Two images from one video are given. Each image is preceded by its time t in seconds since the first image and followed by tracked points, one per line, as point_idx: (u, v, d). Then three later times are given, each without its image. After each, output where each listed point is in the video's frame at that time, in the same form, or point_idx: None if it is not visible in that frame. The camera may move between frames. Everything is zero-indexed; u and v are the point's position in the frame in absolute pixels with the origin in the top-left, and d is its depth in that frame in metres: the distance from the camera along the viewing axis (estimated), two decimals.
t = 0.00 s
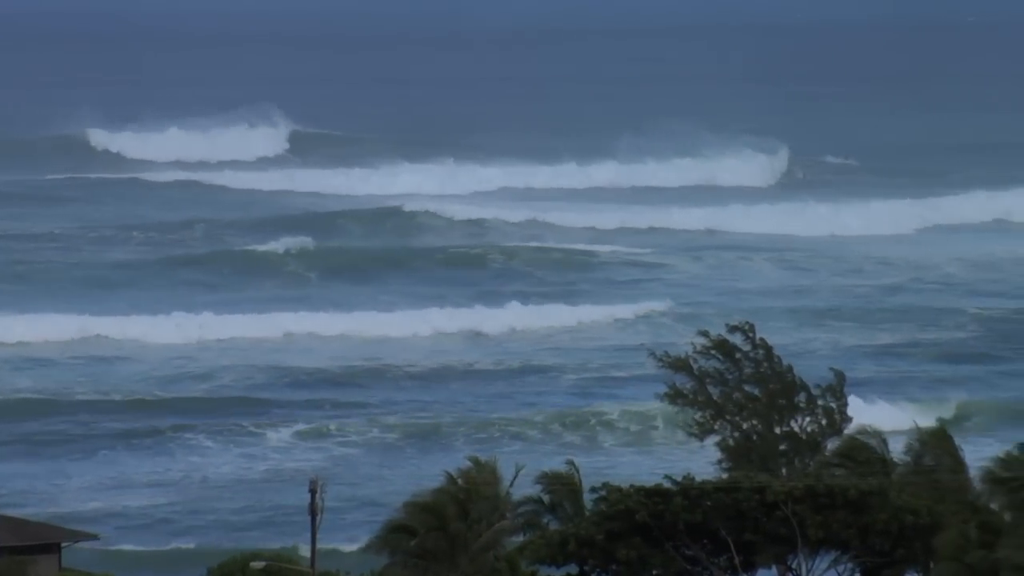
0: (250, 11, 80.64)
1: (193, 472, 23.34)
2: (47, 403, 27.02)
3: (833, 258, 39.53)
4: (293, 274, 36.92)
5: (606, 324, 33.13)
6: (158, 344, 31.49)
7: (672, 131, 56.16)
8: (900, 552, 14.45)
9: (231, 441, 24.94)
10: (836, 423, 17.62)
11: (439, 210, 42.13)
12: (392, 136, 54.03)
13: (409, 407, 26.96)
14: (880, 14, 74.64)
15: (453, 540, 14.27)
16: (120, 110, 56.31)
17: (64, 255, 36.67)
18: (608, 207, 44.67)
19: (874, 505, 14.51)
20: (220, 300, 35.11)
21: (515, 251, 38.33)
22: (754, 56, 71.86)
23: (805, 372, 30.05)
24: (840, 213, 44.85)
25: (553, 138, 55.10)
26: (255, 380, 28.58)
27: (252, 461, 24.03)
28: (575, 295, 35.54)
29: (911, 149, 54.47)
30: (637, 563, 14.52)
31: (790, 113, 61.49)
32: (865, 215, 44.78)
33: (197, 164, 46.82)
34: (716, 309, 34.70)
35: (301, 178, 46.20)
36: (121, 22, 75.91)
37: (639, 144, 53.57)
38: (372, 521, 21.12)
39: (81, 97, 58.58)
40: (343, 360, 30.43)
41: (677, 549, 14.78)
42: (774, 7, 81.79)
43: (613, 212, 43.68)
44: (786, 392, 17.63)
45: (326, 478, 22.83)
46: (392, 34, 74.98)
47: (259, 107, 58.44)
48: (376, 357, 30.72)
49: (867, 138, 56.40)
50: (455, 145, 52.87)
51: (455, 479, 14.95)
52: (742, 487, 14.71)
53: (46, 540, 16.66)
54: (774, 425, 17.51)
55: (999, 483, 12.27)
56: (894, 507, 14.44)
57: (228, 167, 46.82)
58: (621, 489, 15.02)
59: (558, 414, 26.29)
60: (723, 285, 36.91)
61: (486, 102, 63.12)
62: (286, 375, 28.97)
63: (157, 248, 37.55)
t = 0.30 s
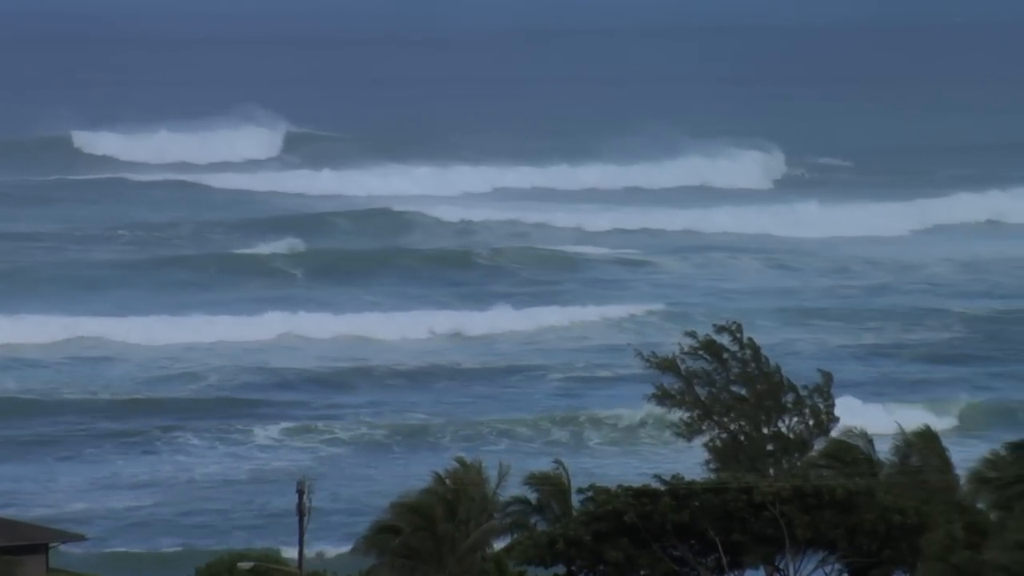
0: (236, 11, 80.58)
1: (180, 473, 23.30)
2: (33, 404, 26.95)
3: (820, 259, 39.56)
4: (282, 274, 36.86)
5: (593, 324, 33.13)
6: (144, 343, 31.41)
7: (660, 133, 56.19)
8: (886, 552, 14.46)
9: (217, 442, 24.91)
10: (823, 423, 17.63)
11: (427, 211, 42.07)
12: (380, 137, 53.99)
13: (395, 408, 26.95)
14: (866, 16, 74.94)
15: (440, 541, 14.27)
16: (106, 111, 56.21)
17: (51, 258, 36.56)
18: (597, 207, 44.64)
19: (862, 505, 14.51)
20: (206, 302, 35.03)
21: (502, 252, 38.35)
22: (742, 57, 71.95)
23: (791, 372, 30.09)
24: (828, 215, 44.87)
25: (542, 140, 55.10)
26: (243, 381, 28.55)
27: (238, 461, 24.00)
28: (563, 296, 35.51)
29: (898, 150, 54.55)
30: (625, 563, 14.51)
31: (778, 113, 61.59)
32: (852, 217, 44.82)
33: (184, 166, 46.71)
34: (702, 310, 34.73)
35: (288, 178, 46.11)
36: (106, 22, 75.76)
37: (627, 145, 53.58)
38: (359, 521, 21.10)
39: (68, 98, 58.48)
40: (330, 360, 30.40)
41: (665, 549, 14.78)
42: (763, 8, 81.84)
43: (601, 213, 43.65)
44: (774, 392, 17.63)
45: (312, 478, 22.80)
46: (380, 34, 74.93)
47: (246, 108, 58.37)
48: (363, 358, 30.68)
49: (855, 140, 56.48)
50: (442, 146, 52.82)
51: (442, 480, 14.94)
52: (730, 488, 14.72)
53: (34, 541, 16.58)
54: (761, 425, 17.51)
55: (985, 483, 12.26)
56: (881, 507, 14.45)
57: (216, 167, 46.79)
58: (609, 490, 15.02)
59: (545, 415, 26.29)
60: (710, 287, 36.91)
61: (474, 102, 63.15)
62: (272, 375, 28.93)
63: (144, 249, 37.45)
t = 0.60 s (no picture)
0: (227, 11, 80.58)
1: (170, 473, 23.28)
2: (23, 404, 26.93)
3: (810, 259, 39.59)
4: (274, 275, 36.81)
5: (583, 323, 33.12)
6: (136, 343, 31.35)
7: (652, 134, 56.21)
8: (876, 553, 14.47)
9: (207, 441, 24.89)
10: (813, 422, 17.64)
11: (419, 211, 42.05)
12: (371, 137, 53.94)
13: (384, 408, 26.93)
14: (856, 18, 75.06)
15: (429, 541, 14.26)
16: (97, 112, 56.21)
17: (41, 261, 36.48)
18: (589, 207, 44.65)
19: (852, 506, 14.49)
20: (196, 303, 34.94)
21: (493, 253, 38.29)
22: (733, 56, 71.97)
23: (781, 372, 30.11)
24: (819, 215, 44.82)
25: (533, 141, 55.08)
26: (233, 381, 28.53)
27: (228, 460, 24.00)
28: (554, 297, 35.45)
29: (889, 151, 54.60)
30: (616, 563, 14.50)
31: (769, 113, 61.62)
32: (845, 217, 44.81)
33: (175, 167, 46.72)
34: (692, 310, 34.76)
35: (279, 178, 46.03)
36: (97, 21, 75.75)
37: (620, 146, 53.53)
38: (350, 521, 21.09)
39: (59, 100, 58.44)
40: (320, 361, 30.39)
41: (655, 549, 14.77)
42: (755, 8, 81.86)
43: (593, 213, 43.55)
44: (764, 392, 17.63)
45: (302, 477, 22.79)
46: (369, 34, 74.97)
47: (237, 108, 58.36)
48: (352, 358, 30.64)
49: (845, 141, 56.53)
50: (434, 146, 52.77)
51: (433, 479, 14.93)
52: (720, 488, 14.71)
53: (23, 541, 16.55)
54: (752, 425, 17.51)
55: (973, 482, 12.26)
56: (871, 508, 14.43)
57: (206, 168, 46.73)
58: (599, 490, 15.02)
59: (534, 415, 26.30)
60: (703, 287, 36.91)
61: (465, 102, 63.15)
62: (262, 376, 28.90)
63: (135, 250, 37.41)
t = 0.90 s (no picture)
0: (223, 10, 80.61)
1: (166, 474, 23.30)
2: (18, 405, 26.95)
3: (807, 259, 39.61)
4: (270, 276, 36.77)
5: (579, 323, 33.12)
6: (133, 344, 31.33)
7: (648, 136, 56.25)
8: (872, 552, 14.48)
9: (202, 440, 24.91)
10: (808, 422, 17.64)
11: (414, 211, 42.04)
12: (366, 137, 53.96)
13: (378, 408, 26.95)
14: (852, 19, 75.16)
15: (425, 541, 14.26)
16: (93, 112, 56.21)
17: (36, 264, 36.43)
18: (586, 207, 44.64)
19: (848, 506, 14.47)
20: (191, 303, 34.89)
21: (489, 252, 38.29)
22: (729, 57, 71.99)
23: (775, 372, 30.15)
24: (816, 215, 44.78)
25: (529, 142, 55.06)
26: (228, 381, 28.54)
27: (223, 459, 24.01)
28: (549, 298, 35.43)
29: (886, 152, 54.62)
30: (612, 563, 14.50)
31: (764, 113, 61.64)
32: (843, 216, 44.80)
33: (171, 168, 46.69)
34: (687, 310, 34.80)
35: (275, 178, 45.96)
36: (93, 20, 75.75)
37: (616, 148, 53.54)
38: (345, 521, 21.11)
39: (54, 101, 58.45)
40: (315, 361, 30.40)
41: (651, 549, 14.76)
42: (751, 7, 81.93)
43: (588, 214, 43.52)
44: (760, 392, 17.62)
45: (296, 477, 22.81)
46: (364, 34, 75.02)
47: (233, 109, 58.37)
48: (347, 359, 30.64)
49: (842, 142, 56.56)
50: (430, 147, 52.77)
51: (429, 480, 14.93)
52: (716, 488, 14.71)
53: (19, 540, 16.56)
54: (748, 425, 17.50)
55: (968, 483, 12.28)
56: (866, 509, 14.42)
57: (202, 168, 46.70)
58: (595, 490, 15.02)
59: (528, 416, 26.32)
60: (699, 288, 36.89)
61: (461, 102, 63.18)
62: (257, 376, 28.91)
63: (130, 251, 37.36)
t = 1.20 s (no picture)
0: (216, 9, 80.61)
1: (158, 473, 23.27)
2: (10, 404, 26.93)
3: (799, 258, 39.55)
4: (261, 275, 36.67)
5: (572, 322, 33.05)
6: (126, 343, 31.28)
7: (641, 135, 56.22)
8: (866, 552, 14.47)
9: (195, 440, 24.88)
10: (802, 422, 17.63)
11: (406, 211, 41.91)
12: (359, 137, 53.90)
13: (371, 407, 26.92)
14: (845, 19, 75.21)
15: (418, 541, 14.25)
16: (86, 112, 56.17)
17: (27, 264, 36.32)
18: (579, 207, 44.56)
19: (841, 506, 14.46)
20: (183, 302, 34.83)
21: (482, 251, 38.20)
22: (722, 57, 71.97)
23: (768, 371, 30.14)
24: (809, 214, 44.72)
25: (522, 142, 55.00)
26: (221, 381, 28.51)
27: (217, 459, 23.97)
28: (543, 298, 35.38)
29: (879, 152, 54.59)
30: (606, 563, 14.48)
31: (758, 113, 61.62)
32: (836, 215, 44.74)
33: (164, 167, 46.59)
34: (680, 309, 34.77)
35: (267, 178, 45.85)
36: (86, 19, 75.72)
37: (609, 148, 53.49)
38: (338, 520, 21.07)
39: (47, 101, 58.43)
40: (308, 361, 30.37)
41: (644, 549, 14.74)
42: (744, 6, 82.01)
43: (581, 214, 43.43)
44: (753, 391, 17.60)
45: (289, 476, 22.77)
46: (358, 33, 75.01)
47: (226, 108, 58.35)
48: (339, 359, 30.61)
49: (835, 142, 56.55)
50: (422, 147, 52.68)
51: (422, 480, 14.92)
52: (709, 488, 14.69)
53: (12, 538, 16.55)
54: (741, 425, 17.48)
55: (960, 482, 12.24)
56: (860, 508, 14.40)
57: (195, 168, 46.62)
58: (588, 489, 14.99)
59: (521, 415, 26.29)
60: (691, 288, 36.86)
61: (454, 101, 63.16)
62: (250, 376, 28.88)
63: (122, 250, 37.27)
